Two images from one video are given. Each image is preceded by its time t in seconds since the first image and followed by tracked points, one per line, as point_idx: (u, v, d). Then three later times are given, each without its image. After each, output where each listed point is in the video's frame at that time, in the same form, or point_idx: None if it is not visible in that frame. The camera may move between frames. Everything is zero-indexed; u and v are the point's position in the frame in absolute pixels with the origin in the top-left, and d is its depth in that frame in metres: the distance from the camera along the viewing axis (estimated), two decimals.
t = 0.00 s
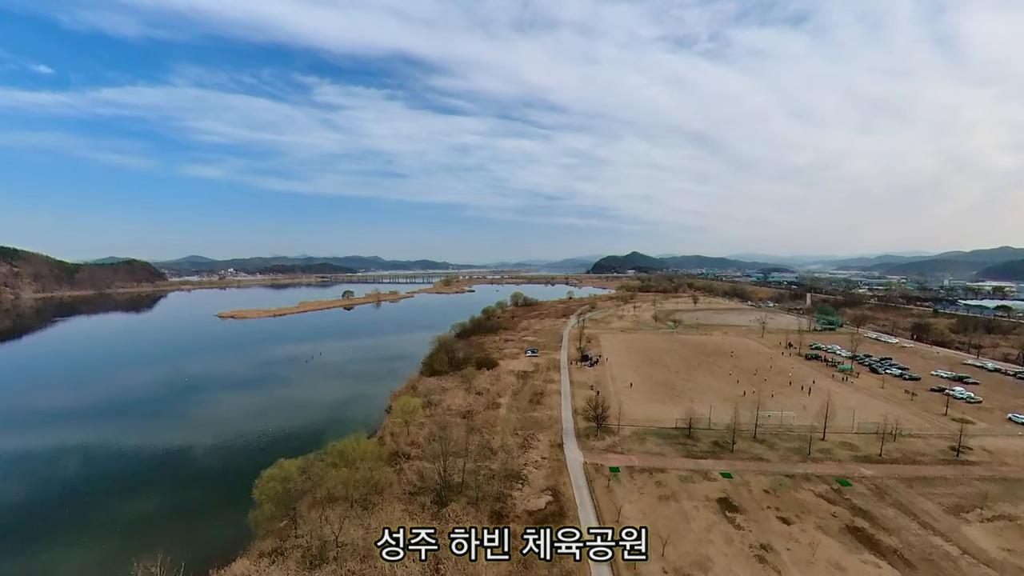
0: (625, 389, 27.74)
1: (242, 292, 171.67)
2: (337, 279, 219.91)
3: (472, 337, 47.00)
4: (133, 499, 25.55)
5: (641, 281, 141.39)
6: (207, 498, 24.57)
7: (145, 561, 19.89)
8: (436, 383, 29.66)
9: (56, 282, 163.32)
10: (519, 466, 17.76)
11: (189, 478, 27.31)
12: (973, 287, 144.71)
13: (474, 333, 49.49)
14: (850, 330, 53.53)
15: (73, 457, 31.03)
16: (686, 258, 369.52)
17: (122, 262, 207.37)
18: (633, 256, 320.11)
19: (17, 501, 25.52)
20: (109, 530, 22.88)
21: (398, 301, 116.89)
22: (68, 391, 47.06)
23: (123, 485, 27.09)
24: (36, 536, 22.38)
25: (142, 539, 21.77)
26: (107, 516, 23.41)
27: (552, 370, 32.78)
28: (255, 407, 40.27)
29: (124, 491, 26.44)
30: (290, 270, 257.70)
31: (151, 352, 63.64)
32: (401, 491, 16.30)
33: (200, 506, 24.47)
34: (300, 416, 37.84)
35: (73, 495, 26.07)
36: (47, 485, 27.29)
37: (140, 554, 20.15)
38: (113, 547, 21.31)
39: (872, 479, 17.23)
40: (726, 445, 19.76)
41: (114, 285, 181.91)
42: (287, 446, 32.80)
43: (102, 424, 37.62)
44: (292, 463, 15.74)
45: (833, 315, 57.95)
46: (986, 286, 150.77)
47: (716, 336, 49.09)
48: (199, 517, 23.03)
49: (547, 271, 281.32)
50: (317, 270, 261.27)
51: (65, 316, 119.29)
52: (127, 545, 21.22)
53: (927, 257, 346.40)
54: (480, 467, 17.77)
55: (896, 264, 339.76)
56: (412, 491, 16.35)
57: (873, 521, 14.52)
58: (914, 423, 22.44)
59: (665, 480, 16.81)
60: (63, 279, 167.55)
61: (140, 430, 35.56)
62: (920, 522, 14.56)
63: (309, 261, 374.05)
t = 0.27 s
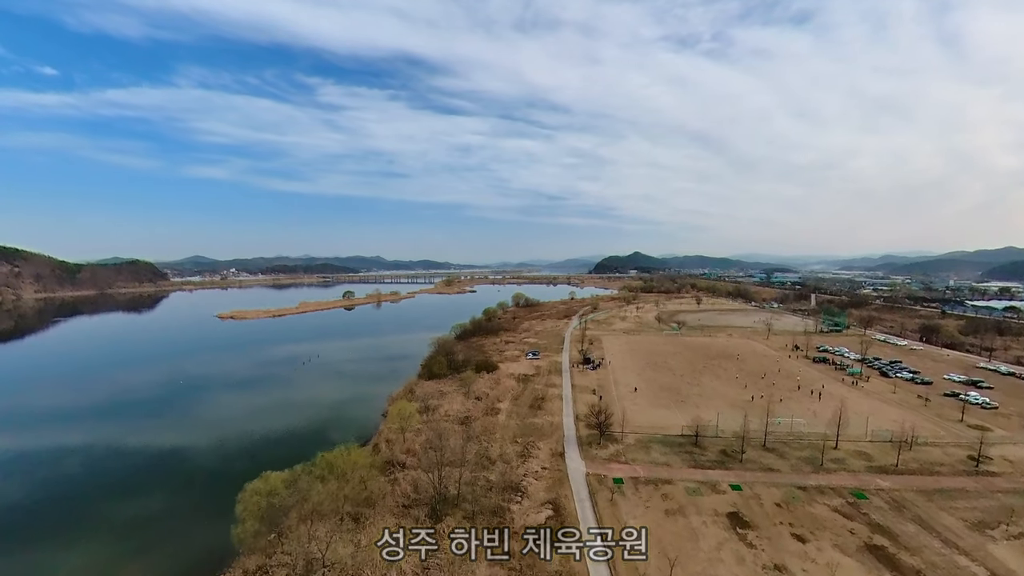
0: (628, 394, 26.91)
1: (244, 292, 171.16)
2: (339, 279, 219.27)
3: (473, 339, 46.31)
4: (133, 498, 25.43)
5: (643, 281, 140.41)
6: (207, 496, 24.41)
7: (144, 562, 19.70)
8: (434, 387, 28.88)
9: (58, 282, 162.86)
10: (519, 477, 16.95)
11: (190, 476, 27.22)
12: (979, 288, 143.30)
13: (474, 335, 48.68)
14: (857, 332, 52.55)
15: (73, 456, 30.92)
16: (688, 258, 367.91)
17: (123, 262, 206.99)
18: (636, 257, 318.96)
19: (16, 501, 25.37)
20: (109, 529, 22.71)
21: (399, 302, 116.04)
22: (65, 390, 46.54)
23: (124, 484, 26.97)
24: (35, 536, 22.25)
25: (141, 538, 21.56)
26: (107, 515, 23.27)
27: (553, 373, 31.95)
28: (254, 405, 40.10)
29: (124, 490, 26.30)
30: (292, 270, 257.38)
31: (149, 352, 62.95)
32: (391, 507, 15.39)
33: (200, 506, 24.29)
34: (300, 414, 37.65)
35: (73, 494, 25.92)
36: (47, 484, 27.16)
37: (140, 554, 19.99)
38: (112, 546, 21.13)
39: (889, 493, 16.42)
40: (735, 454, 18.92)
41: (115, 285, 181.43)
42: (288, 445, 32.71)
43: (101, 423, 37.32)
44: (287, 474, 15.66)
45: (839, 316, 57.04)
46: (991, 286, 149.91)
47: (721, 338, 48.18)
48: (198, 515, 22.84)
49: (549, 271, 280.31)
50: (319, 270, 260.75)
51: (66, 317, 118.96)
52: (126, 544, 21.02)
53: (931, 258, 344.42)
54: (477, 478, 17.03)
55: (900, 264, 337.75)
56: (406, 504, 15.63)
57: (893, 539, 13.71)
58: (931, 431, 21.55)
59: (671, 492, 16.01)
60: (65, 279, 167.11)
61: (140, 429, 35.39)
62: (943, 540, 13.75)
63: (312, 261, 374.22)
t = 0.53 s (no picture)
0: (632, 398, 26.11)
1: (244, 292, 170.70)
2: (340, 279, 219.12)
3: (473, 340, 45.62)
4: (139, 497, 25.52)
5: (645, 281, 139.57)
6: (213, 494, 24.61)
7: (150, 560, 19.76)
8: (432, 391, 28.17)
9: (58, 282, 162.51)
10: (519, 488, 16.23)
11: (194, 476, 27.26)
12: (983, 288, 142.23)
13: (475, 336, 47.96)
14: (864, 334, 51.69)
15: (78, 455, 31.06)
16: (690, 258, 366.68)
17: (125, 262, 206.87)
18: (637, 257, 317.88)
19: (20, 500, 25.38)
20: (116, 527, 22.84)
21: (400, 302, 115.36)
22: (62, 390, 46.04)
23: (128, 483, 27.03)
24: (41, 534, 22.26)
25: (146, 537, 21.61)
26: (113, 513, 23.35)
27: (554, 376, 31.17)
28: (257, 402, 40.31)
29: (128, 489, 26.37)
30: (293, 270, 257.03)
31: (147, 352, 62.39)
32: (383, 522, 14.54)
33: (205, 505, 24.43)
34: (303, 413, 37.85)
35: (77, 494, 25.95)
36: (52, 483, 27.24)
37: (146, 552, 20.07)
38: (118, 545, 21.18)
39: (909, 507, 15.63)
40: (745, 464, 18.11)
41: (116, 286, 180.95)
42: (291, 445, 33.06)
43: (101, 423, 37.15)
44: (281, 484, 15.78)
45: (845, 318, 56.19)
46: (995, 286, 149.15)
47: (726, 340, 47.37)
48: (201, 512, 22.88)
49: (551, 271, 279.59)
50: (320, 270, 260.30)
51: (66, 317, 118.56)
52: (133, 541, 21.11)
53: (935, 258, 342.68)
54: (475, 489, 16.27)
55: (904, 264, 335.99)
56: (400, 519, 14.84)
57: (916, 559, 12.94)
58: (948, 439, 20.73)
59: (679, 505, 15.24)
60: (66, 280, 166.92)
61: (142, 429, 35.41)
62: (969, 559, 12.98)
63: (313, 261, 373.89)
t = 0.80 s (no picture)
0: (637, 403, 25.26)
1: (246, 292, 170.52)
2: (341, 279, 219.31)
3: (473, 341, 44.97)
4: (143, 498, 25.79)
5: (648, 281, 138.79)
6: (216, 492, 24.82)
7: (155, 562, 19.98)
8: (430, 395, 27.40)
9: (60, 283, 162.52)
10: (519, 500, 15.48)
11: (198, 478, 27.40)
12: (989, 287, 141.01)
13: (474, 337, 47.13)
14: (872, 334, 50.76)
15: (86, 454, 31.48)
16: (692, 258, 365.62)
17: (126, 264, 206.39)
18: (639, 257, 316.96)
19: (24, 502, 25.66)
20: (119, 528, 23.08)
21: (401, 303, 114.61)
22: (62, 391, 45.93)
23: (131, 484, 27.24)
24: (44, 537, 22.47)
25: (151, 537, 21.88)
26: (117, 512, 23.64)
27: (556, 379, 30.33)
28: (258, 403, 40.27)
29: (133, 490, 26.62)
30: (294, 270, 256.86)
31: (145, 352, 61.86)
32: (375, 539, 13.71)
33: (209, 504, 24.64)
34: (304, 412, 37.79)
35: (82, 495, 26.20)
36: (55, 483, 27.46)
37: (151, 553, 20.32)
38: (123, 547, 21.42)
39: (930, 521, 14.82)
40: (755, 474, 17.31)
41: (118, 286, 180.74)
42: (293, 444, 33.13)
43: (103, 425, 37.13)
44: (275, 494, 15.49)
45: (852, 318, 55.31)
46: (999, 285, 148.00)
47: (731, 341, 46.51)
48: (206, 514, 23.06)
49: (553, 271, 278.90)
50: (322, 270, 260.04)
51: (68, 317, 118.56)
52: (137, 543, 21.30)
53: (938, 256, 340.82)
54: (472, 501, 15.49)
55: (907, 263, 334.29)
56: (392, 533, 14.04)
57: None
58: (967, 446, 19.89)
59: (687, 519, 14.45)
60: (67, 281, 166.30)
61: (145, 429, 35.61)
62: None
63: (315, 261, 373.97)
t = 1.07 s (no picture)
0: (641, 408, 24.44)
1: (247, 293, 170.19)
2: (343, 279, 219.02)
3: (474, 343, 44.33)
4: (146, 497, 25.82)
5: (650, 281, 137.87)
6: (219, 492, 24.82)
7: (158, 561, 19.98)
8: (427, 399, 26.62)
9: (62, 284, 162.45)
10: (519, 514, 14.71)
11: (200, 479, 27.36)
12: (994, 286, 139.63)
13: (474, 339, 46.30)
14: (879, 335, 49.76)
15: (88, 454, 31.53)
16: (694, 258, 364.29)
17: (127, 265, 206.15)
18: (641, 257, 315.88)
19: (27, 501, 25.75)
20: (123, 528, 23.13)
21: (401, 303, 113.79)
22: (61, 391, 45.74)
23: (134, 485, 27.27)
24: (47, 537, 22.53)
25: (154, 537, 22.04)
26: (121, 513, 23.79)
27: (557, 383, 29.51)
28: (258, 404, 40.02)
29: (137, 489, 26.71)
30: (296, 271, 256.54)
31: (143, 353, 61.30)
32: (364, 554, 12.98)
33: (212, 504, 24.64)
34: (305, 413, 37.58)
35: (87, 495, 26.30)
36: (59, 483, 27.55)
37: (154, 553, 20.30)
38: (126, 548, 21.45)
39: (955, 537, 13.98)
40: (768, 486, 16.48)
41: (119, 287, 180.53)
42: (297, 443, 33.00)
43: (104, 424, 37.05)
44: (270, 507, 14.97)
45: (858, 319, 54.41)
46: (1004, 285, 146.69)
47: (735, 342, 45.60)
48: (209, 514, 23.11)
49: (554, 271, 277.98)
50: (323, 271, 259.69)
51: (69, 318, 118.40)
52: (140, 542, 21.30)
53: (942, 255, 338.84)
54: (470, 515, 14.72)
55: (911, 262, 332.25)
56: (384, 550, 13.25)
57: None
58: (988, 454, 19.03)
59: (697, 535, 13.64)
60: (68, 283, 165.96)
61: (148, 429, 35.62)
62: None
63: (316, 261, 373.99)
